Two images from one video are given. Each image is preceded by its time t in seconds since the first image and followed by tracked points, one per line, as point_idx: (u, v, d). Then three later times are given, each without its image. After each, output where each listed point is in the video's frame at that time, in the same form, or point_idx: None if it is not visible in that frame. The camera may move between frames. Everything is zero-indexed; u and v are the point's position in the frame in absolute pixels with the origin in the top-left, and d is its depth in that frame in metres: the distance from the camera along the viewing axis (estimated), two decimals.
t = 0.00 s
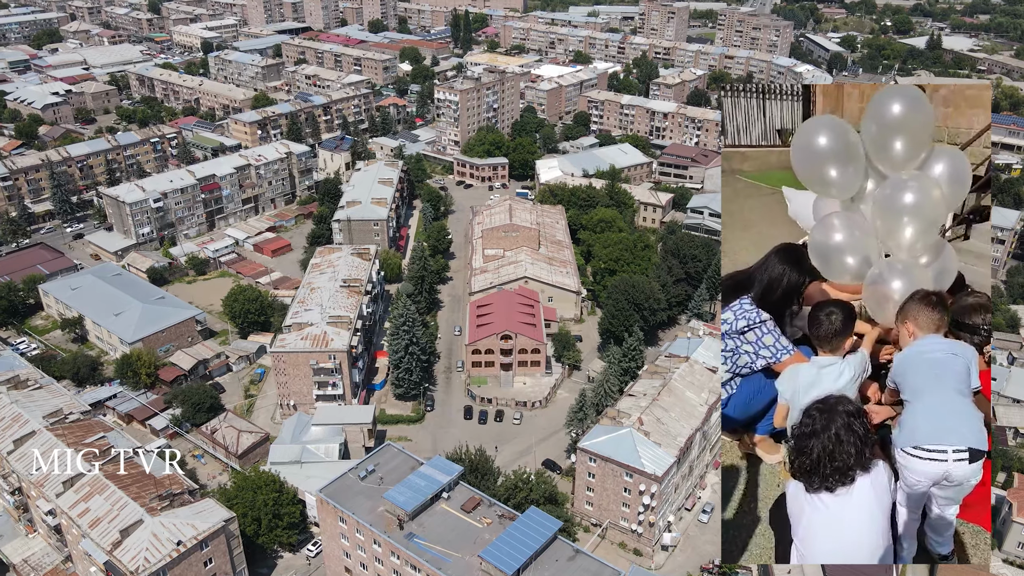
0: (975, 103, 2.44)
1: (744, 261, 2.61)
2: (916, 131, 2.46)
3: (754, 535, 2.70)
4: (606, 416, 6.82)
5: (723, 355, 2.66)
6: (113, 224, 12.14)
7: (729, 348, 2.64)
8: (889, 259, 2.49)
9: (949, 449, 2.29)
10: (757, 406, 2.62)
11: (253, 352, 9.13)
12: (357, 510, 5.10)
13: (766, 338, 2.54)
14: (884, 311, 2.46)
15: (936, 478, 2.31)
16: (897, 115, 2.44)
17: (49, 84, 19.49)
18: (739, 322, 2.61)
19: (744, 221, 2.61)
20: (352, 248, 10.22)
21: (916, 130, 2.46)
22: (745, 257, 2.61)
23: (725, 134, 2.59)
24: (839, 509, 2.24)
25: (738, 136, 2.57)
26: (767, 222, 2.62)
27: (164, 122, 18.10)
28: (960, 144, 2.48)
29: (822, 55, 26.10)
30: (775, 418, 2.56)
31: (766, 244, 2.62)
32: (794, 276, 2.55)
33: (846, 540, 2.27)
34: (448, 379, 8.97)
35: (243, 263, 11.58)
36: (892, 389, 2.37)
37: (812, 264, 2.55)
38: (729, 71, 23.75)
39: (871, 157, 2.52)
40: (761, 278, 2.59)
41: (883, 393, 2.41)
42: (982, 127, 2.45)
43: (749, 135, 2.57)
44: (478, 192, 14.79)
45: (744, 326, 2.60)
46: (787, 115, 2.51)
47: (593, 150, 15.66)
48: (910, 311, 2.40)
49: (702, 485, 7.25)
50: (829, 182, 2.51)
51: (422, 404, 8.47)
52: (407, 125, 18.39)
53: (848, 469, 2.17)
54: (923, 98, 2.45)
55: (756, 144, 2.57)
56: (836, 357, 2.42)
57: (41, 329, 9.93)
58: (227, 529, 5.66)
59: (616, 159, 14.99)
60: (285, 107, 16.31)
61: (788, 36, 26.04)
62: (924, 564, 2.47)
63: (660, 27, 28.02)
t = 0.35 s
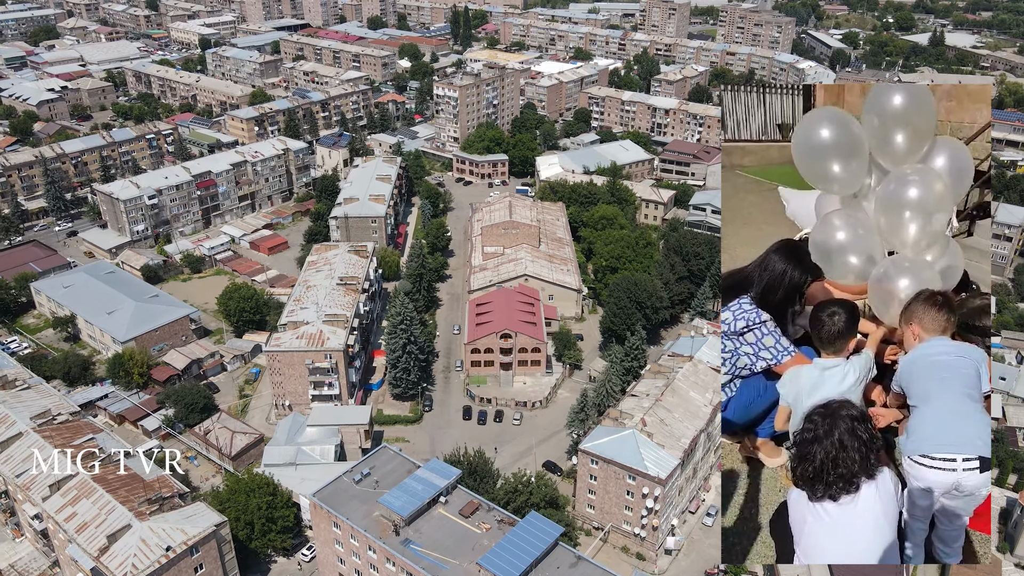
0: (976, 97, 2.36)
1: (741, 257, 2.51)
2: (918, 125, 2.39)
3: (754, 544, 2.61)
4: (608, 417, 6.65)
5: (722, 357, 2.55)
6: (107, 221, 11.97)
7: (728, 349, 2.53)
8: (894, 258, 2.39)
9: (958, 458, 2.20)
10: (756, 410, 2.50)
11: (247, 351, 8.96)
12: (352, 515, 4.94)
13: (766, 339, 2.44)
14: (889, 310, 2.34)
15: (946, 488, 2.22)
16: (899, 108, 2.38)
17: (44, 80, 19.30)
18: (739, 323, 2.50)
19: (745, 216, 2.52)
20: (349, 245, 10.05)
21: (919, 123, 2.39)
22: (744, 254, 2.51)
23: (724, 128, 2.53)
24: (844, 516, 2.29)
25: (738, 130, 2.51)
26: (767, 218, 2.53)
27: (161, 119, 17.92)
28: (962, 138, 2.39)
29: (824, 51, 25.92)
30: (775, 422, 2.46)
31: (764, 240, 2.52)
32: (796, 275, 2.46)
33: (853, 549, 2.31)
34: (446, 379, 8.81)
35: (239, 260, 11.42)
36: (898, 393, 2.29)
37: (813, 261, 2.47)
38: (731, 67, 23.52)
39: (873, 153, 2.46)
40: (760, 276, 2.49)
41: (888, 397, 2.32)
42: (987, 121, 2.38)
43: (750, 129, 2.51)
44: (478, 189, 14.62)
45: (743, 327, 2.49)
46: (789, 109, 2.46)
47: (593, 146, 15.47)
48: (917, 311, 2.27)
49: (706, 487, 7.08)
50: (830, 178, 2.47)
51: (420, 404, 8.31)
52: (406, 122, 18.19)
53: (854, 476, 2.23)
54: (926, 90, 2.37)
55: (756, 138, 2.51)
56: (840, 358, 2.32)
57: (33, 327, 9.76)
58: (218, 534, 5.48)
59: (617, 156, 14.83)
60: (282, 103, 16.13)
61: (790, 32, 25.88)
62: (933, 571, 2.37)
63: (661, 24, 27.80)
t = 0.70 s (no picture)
0: (976, 98, 2.54)
1: (741, 253, 2.75)
2: (928, 117, 2.53)
3: (754, 542, 2.87)
4: (610, 418, 6.47)
5: (724, 352, 2.79)
6: (101, 219, 11.80)
7: (728, 346, 2.78)
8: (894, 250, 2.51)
9: (958, 455, 2.31)
10: (757, 405, 2.73)
11: (242, 351, 8.79)
12: (345, 522, 4.76)
13: (765, 336, 2.65)
14: (888, 305, 2.45)
15: (945, 484, 2.34)
16: (910, 102, 2.52)
17: (39, 77, 19.12)
18: (738, 321, 2.74)
19: (743, 214, 2.75)
20: (345, 243, 9.88)
21: (929, 116, 2.52)
22: (744, 249, 2.75)
23: (726, 129, 2.78)
24: (845, 511, 2.20)
25: (738, 130, 2.74)
26: (767, 214, 2.74)
27: (157, 116, 17.74)
28: (961, 136, 2.56)
29: (826, 48, 25.68)
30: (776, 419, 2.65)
31: (762, 236, 2.73)
32: (793, 271, 2.63)
33: (856, 546, 2.21)
34: (445, 379, 8.65)
35: (234, 259, 11.24)
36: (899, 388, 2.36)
37: (814, 256, 2.62)
38: (733, 64, 23.29)
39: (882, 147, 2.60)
40: (757, 273, 2.70)
41: (887, 393, 2.45)
42: (983, 123, 2.56)
43: (749, 128, 2.73)
44: (477, 187, 14.44)
45: (742, 324, 2.73)
46: (785, 108, 2.66)
47: (594, 143, 15.29)
48: (916, 305, 2.34)
49: (711, 491, 6.89)
50: (839, 168, 2.61)
51: (418, 404, 8.14)
52: (405, 119, 18.00)
53: (856, 471, 2.12)
54: (936, 88, 2.53)
55: (754, 138, 2.72)
56: (839, 354, 2.43)
57: (24, 327, 9.60)
58: (208, 540, 5.30)
59: (618, 153, 14.63)
60: (279, 100, 15.95)
61: (792, 29, 25.66)
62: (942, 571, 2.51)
63: (662, 21, 27.58)
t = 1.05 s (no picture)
0: (971, 103, 2.66)
1: (743, 253, 2.91)
2: (921, 124, 2.68)
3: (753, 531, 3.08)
4: (613, 421, 6.33)
5: (725, 349, 2.96)
6: (95, 217, 11.63)
7: (729, 343, 2.95)
8: (888, 253, 2.71)
9: (942, 445, 2.49)
10: (757, 400, 2.89)
11: (236, 351, 8.62)
12: (338, 530, 4.59)
13: (763, 334, 2.83)
14: (883, 305, 2.67)
15: (931, 473, 2.51)
16: (901, 110, 2.67)
17: (35, 75, 18.94)
18: (738, 319, 2.90)
19: (741, 215, 2.91)
20: (343, 241, 9.71)
21: (922, 122, 2.67)
22: (745, 249, 2.91)
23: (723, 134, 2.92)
24: (841, 491, 2.45)
25: (735, 136, 2.89)
26: (763, 217, 2.89)
27: (153, 114, 17.56)
28: (954, 142, 2.70)
29: (828, 46, 25.50)
30: (774, 415, 2.83)
31: (761, 238, 2.90)
32: (793, 271, 2.82)
33: (849, 522, 2.48)
34: (443, 380, 8.47)
35: (230, 258, 11.08)
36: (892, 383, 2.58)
37: (812, 258, 2.80)
38: (734, 62, 23.09)
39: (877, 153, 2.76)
40: (759, 271, 2.88)
41: (881, 389, 2.62)
42: (979, 125, 2.67)
43: (748, 133, 2.88)
44: (476, 184, 14.25)
45: (742, 322, 2.88)
46: (781, 115, 2.82)
47: (595, 141, 15.11)
48: (908, 309, 2.60)
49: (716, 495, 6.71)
50: (834, 174, 2.78)
51: (416, 406, 7.97)
52: (404, 117, 17.82)
53: (849, 450, 2.39)
54: (926, 95, 2.67)
55: (751, 142, 2.88)
56: (836, 349, 2.65)
57: (16, 326, 9.44)
58: (198, 547, 5.13)
59: (619, 151, 14.45)
60: (276, 97, 15.77)
61: (793, 27, 25.46)
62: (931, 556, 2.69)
63: (663, 18, 27.37)
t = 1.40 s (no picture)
0: (965, 112, 2.55)
1: (745, 259, 2.71)
2: (918, 133, 2.55)
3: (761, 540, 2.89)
4: (616, 424, 6.17)
5: (728, 347, 2.75)
6: (87, 216, 11.44)
7: (735, 339, 2.73)
8: (887, 257, 2.57)
9: (932, 428, 2.39)
10: (761, 395, 2.71)
11: (230, 352, 8.43)
12: (330, 539, 4.40)
13: (771, 330, 2.64)
14: (884, 306, 2.55)
15: (922, 456, 2.43)
16: (897, 120, 2.54)
17: (30, 72, 18.73)
18: (745, 315, 2.70)
19: (739, 221, 2.71)
20: (339, 240, 9.52)
21: (918, 131, 2.55)
22: (746, 255, 2.71)
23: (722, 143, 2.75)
24: (839, 475, 2.40)
25: (733, 144, 2.72)
26: (764, 224, 2.71)
27: (149, 111, 17.36)
28: (948, 151, 2.59)
29: (830, 44, 25.32)
30: (776, 408, 2.68)
31: (765, 244, 2.71)
32: (801, 274, 2.65)
33: (847, 508, 2.42)
34: (442, 381, 8.29)
35: (225, 257, 10.89)
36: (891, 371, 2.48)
37: (816, 261, 2.64)
38: (736, 59, 22.90)
39: (872, 161, 2.63)
40: (767, 278, 2.69)
41: (881, 383, 2.53)
42: (975, 133, 2.56)
43: (745, 143, 2.71)
44: (475, 183, 14.06)
45: (749, 319, 2.69)
46: (781, 124, 2.67)
47: (596, 138, 14.93)
48: (909, 309, 2.49)
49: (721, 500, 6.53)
50: (832, 182, 2.63)
51: (413, 408, 7.79)
52: (402, 114, 17.62)
53: (849, 432, 2.36)
54: (921, 105, 2.55)
55: (749, 151, 2.71)
56: (837, 345, 2.53)
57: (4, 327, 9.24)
58: (186, 557, 4.94)
59: (621, 148, 14.27)
60: (273, 94, 15.58)
61: (795, 24, 25.28)
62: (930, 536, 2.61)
63: (664, 16, 27.17)
